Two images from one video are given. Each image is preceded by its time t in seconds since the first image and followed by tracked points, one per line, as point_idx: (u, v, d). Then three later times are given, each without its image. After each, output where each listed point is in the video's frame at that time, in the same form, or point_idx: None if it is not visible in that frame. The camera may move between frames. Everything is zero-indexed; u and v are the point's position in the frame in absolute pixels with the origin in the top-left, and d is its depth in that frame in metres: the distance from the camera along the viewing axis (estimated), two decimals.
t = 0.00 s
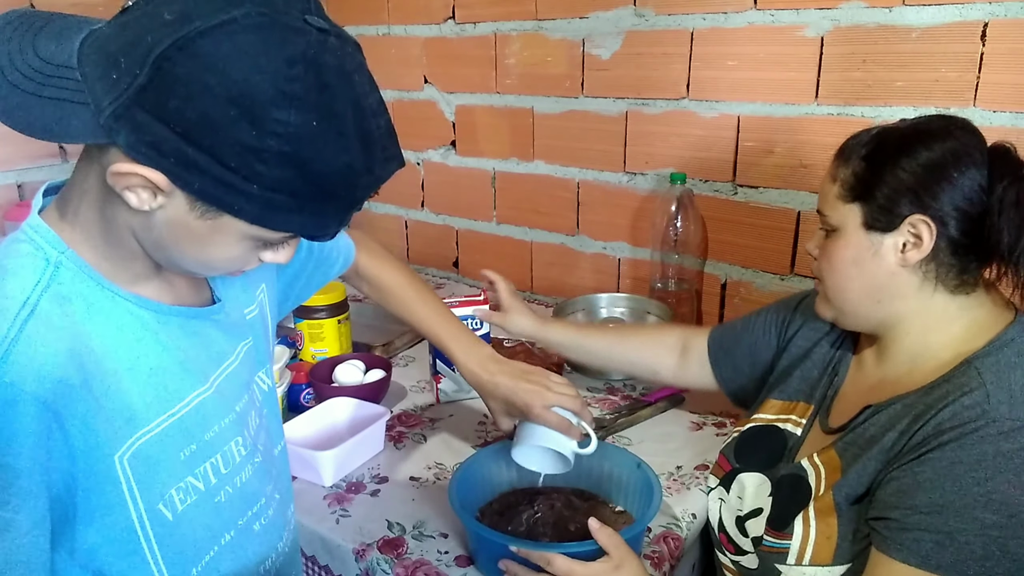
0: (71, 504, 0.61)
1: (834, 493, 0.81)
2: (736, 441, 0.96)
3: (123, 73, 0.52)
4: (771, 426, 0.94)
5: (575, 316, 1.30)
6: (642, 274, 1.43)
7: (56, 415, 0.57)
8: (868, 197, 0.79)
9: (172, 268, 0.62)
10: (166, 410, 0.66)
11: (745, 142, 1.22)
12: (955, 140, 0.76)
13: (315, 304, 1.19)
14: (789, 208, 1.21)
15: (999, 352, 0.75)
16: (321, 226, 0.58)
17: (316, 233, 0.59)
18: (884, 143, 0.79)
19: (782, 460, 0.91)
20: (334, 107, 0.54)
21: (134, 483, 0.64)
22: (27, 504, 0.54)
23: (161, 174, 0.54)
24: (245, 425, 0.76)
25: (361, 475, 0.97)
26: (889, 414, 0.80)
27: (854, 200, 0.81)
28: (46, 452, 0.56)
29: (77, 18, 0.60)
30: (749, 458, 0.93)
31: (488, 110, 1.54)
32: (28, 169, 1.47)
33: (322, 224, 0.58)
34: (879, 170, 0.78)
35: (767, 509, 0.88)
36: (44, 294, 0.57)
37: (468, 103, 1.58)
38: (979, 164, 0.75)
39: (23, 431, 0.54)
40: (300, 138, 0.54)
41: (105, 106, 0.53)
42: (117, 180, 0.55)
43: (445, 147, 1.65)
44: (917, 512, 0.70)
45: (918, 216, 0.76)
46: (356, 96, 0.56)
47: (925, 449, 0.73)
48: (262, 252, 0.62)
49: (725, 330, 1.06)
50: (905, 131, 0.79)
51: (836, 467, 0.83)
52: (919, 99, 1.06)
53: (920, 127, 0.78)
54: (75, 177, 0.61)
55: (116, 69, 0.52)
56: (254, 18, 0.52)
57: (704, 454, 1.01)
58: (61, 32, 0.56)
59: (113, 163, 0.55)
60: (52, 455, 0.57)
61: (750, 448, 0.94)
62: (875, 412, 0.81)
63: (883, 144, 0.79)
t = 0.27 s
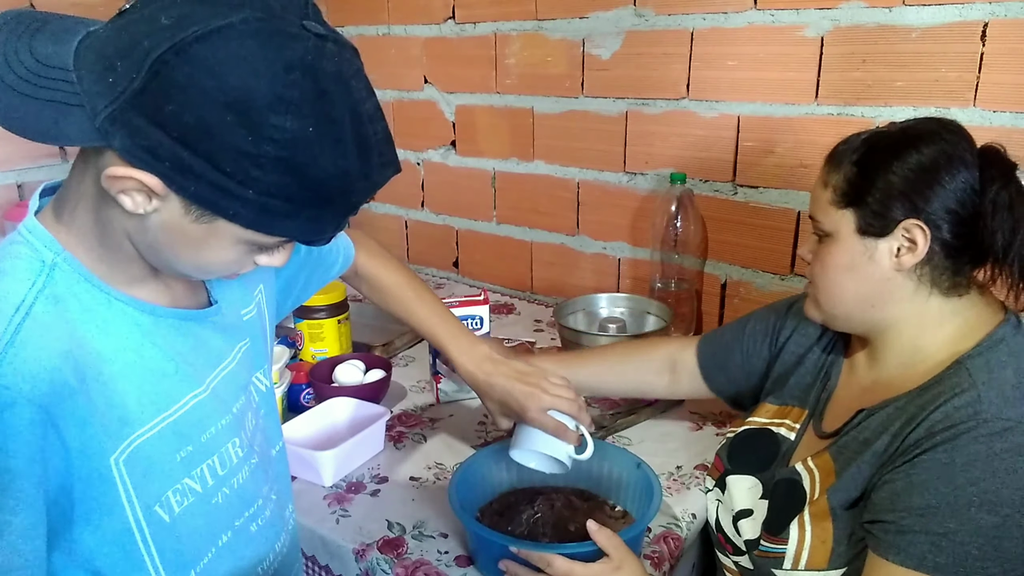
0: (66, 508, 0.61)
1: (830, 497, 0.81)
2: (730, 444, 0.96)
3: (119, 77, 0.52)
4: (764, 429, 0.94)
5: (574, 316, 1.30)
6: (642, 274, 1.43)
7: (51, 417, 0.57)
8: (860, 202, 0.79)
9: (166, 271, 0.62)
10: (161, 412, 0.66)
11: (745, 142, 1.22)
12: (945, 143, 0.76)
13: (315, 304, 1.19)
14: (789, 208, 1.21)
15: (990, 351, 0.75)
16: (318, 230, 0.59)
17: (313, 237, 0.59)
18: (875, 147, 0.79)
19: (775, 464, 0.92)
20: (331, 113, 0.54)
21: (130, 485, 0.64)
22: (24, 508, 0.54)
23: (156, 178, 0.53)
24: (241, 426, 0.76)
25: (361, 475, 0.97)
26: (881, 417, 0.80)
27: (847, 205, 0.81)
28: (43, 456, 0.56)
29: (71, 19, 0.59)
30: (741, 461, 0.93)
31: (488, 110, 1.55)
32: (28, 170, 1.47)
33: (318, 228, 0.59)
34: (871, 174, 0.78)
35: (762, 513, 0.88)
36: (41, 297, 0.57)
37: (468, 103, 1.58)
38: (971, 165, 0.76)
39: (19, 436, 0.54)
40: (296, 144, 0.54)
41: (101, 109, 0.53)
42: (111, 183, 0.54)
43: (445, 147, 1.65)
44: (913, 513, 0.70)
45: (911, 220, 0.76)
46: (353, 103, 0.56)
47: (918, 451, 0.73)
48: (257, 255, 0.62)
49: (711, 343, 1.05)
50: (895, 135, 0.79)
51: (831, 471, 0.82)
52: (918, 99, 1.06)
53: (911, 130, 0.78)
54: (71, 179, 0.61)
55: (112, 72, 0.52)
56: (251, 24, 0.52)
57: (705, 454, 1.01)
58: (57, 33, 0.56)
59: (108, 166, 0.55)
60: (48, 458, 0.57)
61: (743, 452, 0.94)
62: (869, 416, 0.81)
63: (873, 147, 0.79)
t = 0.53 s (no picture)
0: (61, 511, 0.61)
1: (826, 490, 0.81)
2: (718, 449, 0.95)
3: (110, 82, 0.52)
4: (751, 432, 0.94)
5: (574, 316, 1.30)
6: (642, 274, 1.43)
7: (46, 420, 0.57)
8: (857, 201, 0.79)
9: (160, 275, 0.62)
10: (157, 415, 0.66)
11: (745, 142, 1.22)
12: (948, 148, 0.76)
13: (315, 304, 1.19)
14: (789, 208, 1.21)
15: (980, 340, 0.76)
16: (312, 235, 0.59)
17: (306, 242, 0.60)
18: (874, 147, 0.79)
19: (764, 466, 0.91)
20: (323, 118, 0.54)
21: (126, 487, 0.64)
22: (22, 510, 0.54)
23: (149, 182, 0.54)
24: (238, 428, 0.76)
25: (361, 475, 0.98)
26: (877, 407, 0.80)
27: (844, 204, 0.80)
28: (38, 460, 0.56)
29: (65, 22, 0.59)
30: (730, 464, 0.93)
31: (488, 110, 1.55)
32: (28, 170, 1.47)
33: (311, 233, 0.59)
34: (870, 175, 0.78)
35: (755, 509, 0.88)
36: (35, 299, 0.57)
37: (468, 103, 1.58)
38: (969, 171, 0.76)
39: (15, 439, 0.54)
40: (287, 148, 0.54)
41: (92, 114, 0.52)
42: (104, 187, 0.55)
43: (445, 147, 1.65)
44: (911, 496, 0.70)
45: (908, 224, 0.76)
46: (347, 106, 0.56)
47: (916, 434, 0.73)
48: (250, 259, 0.62)
49: (686, 342, 1.02)
50: (897, 136, 0.78)
51: (827, 464, 0.83)
52: (918, 99, 1.06)
53: (910, 132, 0.78)
54: (65, 181, 0.61)
55: (104, 77, 0.52)
56: (244, 28, 0.52)
57: (704, 454, 1.01)
58: (51, 36, 0.56)
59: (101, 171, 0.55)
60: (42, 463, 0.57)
61: (731, 454, 0.93)
62: (860, 408, 0.82)
63: (871, 147, 0.79)
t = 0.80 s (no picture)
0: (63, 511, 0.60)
1: (825, 485, 0.81)
2: (715, 448, 0.95)
3: (112, 74, 0.51)
4: (747, 431, 0.94)
5: (574, 316, 1.30)
6: (642, 274, 1.43)
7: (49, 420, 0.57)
8: (865, 201, 0.78)
9: (161, 269, 0.62)
10: (157, 415, 0.66)
11: (745, 142, 1.22)
12: (956, 148, 0.76)
13: (315, 304, 1.19)
14: (789, 208, 1.21)
15: (974, 333, 0.77)
16: (314, 223, 0.60)
17: (310, 229, 0.60)
18: (880, 147, 0.78)
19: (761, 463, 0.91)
20: (325, 104, 0.55)
21: (126, 487, 0.64)
22: (27, 512, 0.54)
23: (155, 173, 0.53)
24: (237, 426, 0.76)
25: (361, 475, 0.97)
26: (874, 399, 0.80)
27: (852, 204, 0.79)
28: (41, 460, 0.56)
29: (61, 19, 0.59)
30: (728, 462, 0.93)
31: (488, 110, 1.55)
32: (28, 169, 1.47)
33: (316, 219, 0.59)
34: (878, 175, 0.77)
35: (752, 503, 0.88)
36: (34, 297, 0.57)
37: (468, 103, 1.58)
38: (974, 170, 0.76)
39: (18, 441, 0.54)
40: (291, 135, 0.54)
41: (96, 107, 0.52)
42: (108, 180, 0.54)
43: (445, 147, 1.65)
44: (907, 488, 0.70)
45: (917, 224, 0.76)
46: (346, 94, 0.56)
47: (912, 425, 0.73)
48: (251, 250, 0.61)
49: (684, 344, 1.02)
50: (904, 136, 0.78)
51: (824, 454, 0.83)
52: (919, 99, 1.06)
53: (915, 132, 0.78)
54: (63, 177, 0.60)
55: (106, 70, 0.52)
56: (246, 18, 0.52)
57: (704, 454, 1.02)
58: (47, 34, 0.56)
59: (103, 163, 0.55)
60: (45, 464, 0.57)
61: (727, 452, 0.94)
62: (857, 400, 0.82)
63: (877, 147, 0.79)
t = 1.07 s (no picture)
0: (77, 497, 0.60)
1: (834, 477, 0.81)
2: (725, 445, 0.96)
3: (151, 49, 0.52)
4: (759, 428, 0.94)
5: (574, 316, 1.30)
6: (642, 274, 1.43)
7: (70, 400, 0.57)
8: (908, 205, 0.77)
9: (181, 251, 0.61)
10: (166, 404, 0.67)
11: (745, 142, 1.22)
12: (983, 142, 0.77)
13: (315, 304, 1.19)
14: (789, 208, 1.21)
15: (992, 329, 0.76)
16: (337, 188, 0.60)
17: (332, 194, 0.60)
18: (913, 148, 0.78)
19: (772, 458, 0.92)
20: (346, 70, 0.55)
21: (139, 474, 0.64)
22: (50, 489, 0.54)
23: (194, 140, 0.54)
24: (239, 421, 0.76)
25: (361, 475, 0.97)
26: (885, 394, 0.80)
27: (893, 208, 0.78)
28: (63, 440, 0.56)
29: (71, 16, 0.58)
30: (739, 457, 0.93)
31: (488, 110, 1.55)
32: (28, 169, 1.47)
33: (339, 185, 0.60)
34: (919, 178, 0.76)
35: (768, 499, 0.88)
36: (50, 283, 0.56)
37: (468, 103, 1.58)
38: (999, 163, 0.77)
39: (43, 416, 0.54)
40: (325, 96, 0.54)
41: (135, 82, 0.53)
42: (144, 154, 0.55)
43: (445, 147, 1.65)
44: (914, 485, 0.70)
45: (958, 225, 0.77)
46: (365, 63, 0.57)
47: (920, 421, 0.73)
48: (271, 229, 0.61)
49: (704, 342, 1.04)
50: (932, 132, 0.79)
51: (834, 447, 0.83)
52: (919, 99, 1.06)
53: (945, 132, 0.78)
54: (84, 161, 0.61)
55: (143, 47, 0.53)
56: None
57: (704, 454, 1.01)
58: (67, 26, 0.56)
59: (137, 138, 0.55)
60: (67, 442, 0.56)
61: (737, 449, 0.94)
62: (869, 395, 0.82)
63: (909, 148, 0.78)
